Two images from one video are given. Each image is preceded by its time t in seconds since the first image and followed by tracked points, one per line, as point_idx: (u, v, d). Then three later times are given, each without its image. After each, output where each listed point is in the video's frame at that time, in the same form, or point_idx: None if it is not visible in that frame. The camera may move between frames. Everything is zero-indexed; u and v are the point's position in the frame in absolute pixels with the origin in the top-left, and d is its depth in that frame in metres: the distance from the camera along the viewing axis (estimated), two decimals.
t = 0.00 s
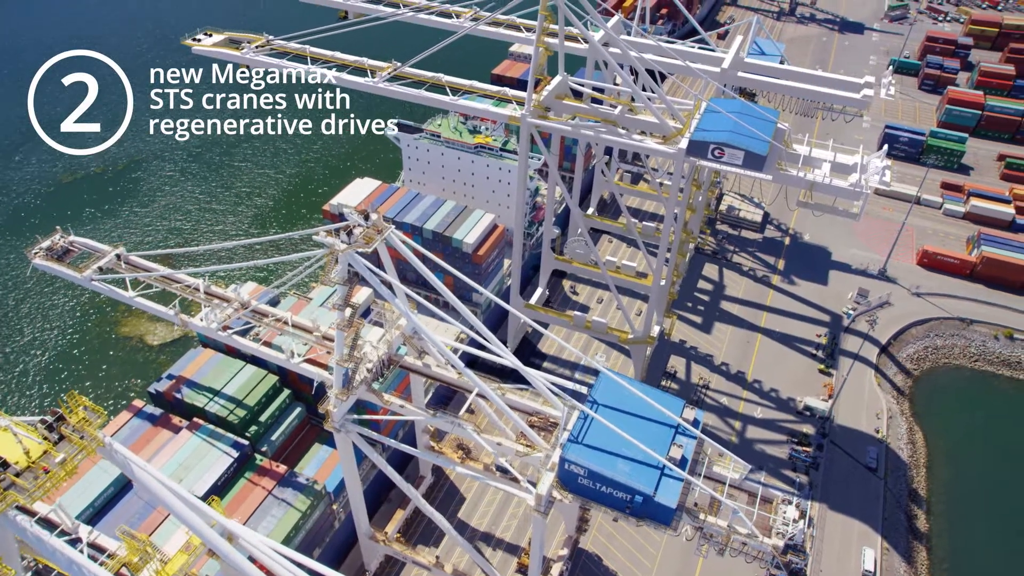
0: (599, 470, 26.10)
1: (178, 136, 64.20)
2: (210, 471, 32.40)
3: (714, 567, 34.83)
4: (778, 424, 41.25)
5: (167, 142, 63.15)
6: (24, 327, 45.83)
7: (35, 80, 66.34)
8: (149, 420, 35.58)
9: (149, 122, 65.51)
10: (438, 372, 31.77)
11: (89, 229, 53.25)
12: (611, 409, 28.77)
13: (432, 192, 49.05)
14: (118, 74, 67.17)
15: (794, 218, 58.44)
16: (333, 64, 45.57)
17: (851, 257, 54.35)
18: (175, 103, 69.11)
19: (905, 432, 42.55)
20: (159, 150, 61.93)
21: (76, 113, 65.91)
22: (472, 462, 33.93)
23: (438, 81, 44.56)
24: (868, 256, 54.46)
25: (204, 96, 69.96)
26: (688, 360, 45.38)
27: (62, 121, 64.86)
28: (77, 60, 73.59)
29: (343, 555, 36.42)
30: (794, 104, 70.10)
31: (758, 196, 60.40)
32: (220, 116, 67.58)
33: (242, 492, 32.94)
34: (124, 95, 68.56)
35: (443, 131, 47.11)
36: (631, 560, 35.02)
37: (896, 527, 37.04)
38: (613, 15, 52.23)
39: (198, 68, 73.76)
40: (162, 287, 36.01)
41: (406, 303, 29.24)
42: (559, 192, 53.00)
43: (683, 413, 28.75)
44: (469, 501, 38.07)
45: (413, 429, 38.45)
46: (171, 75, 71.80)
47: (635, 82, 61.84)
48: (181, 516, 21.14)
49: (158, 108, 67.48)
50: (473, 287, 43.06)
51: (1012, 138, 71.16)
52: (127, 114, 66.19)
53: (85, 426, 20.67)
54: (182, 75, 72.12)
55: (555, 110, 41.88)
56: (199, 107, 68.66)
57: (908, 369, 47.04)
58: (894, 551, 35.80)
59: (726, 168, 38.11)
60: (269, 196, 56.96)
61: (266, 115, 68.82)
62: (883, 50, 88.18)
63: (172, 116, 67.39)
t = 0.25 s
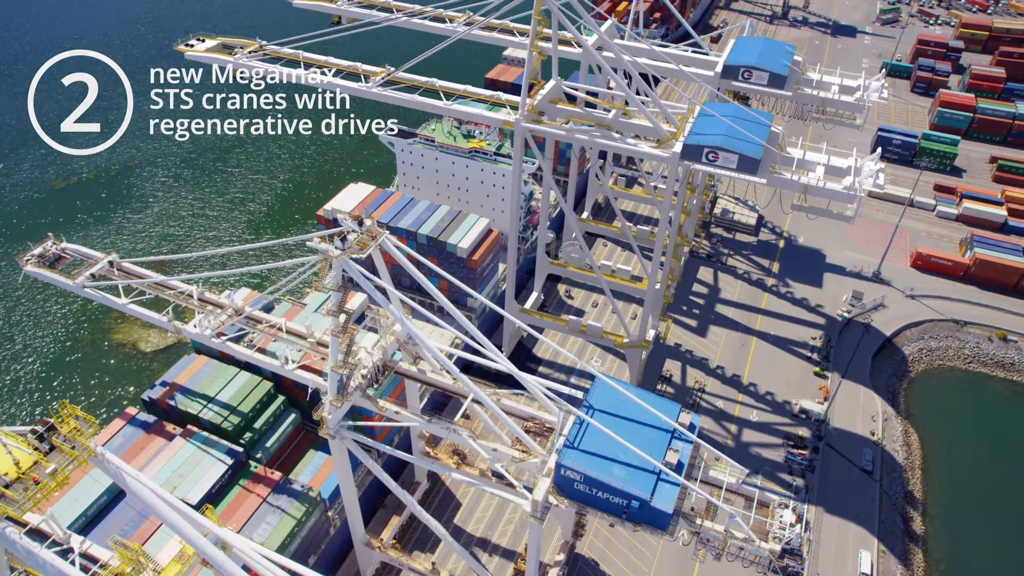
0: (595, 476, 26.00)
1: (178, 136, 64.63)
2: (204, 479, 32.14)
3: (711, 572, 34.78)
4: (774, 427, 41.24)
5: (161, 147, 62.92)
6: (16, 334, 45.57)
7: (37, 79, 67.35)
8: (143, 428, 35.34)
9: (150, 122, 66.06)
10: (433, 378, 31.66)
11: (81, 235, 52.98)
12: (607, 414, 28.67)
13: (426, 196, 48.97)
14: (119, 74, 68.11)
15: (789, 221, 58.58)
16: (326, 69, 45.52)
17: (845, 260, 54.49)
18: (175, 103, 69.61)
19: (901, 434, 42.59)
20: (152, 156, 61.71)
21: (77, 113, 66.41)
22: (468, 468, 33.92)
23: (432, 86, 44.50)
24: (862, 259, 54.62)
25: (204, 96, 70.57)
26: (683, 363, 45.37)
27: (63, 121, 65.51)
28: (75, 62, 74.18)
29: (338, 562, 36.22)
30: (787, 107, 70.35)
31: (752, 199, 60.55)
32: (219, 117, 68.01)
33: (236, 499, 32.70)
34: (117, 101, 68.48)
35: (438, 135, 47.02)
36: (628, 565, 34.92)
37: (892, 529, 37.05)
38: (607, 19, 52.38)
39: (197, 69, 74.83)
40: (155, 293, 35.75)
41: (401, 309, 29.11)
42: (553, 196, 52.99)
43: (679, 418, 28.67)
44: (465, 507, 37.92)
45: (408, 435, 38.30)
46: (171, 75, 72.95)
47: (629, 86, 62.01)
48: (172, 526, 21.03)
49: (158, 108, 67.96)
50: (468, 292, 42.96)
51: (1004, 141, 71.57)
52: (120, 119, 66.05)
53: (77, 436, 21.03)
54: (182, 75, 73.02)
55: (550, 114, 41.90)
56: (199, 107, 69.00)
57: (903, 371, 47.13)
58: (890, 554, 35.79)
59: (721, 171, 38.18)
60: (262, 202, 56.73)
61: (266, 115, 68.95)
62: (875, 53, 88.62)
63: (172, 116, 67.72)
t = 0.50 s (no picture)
0: (591, 481, 25.93)
1: (178, 136, 65.08)
2: (199, 486, 31.93)
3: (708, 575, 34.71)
4: (770, 430, 41.24)
5: (154, 153, 62.70)
6: (8, 342, 45.31)
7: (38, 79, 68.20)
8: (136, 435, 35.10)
9: (150, 122, 66.62)
10: (428, 383, 31.57)
11: (74, 242, 52.72)
12: (603, 419, 28.60)
13: (421, 201, 48.90)
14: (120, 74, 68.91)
15: (783, 224, 58.70)
16: (320, 74, 45.44)
17: (840, 262, 54.61)
18: (175, 102, 70.14)
19: (897, 436, 42.64)
20: (146, 161, 61.48)
21: (76, 113, 66.83)
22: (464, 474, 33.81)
23: (425, 90, 44.44)
24: (856, 261, 54.75)
25: (204, 96, 71.09)
26: (679, 367, 45.35)
27: (63, 120, 66.03)
28: (71, 62, 74.38)
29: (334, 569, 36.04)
30: (780, 110, 70.59)
31: (747, 202, 60.68)
32: (220, 117, 68.50)
33: (231, 507, 32.50)
34: (110, 106, 68.31)
35: (432, 140, 46.96)
36: (625, 569, 34.83)
37: (889, 531, 37.07)
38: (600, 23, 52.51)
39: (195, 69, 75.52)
40: (149, 300, 35.58)
41: (396, 314, 29.01)
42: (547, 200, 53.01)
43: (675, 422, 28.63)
44: (461, 512, 37.79)
45: (404, 441, 38.17)
46: (171, 75, 73.66)
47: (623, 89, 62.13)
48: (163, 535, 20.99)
49: (159, 108, 68.49)
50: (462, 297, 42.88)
51: (995, 143, 71.94)
52: (114, 124, 65.90)
53: (67, 446, 21.39)
54: (182, 76, 73.68)
55: (544, 118, 41.85)
56: (199, 107, 69.48)
57: (898, 373, 47.24)
58: (887, 556, 35.78)
59: (715, 175, 38.16)
60: (256, 208, 56.54)
61: (266, 115, 69.27)
62: (867, 55, 89.00)
63: (172, 116, 68.17)
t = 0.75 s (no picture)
0: (588, 486, 25.85)
1: (177, 137, 65.44)
2: (193, 493, 31.74)
3: None
4: (766, 433, 41.25)
5: (147, 158, 62.44)
6: None
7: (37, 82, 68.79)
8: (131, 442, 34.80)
9: (150, 121, 67.10)
10: (423, 389, 31.50)
11: (66, 248, 52.46)
12: (598, 424, 28.54)
13: (415, 206, 48.83)
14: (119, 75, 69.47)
15: (777, 226, 58.82)
16: (313, 79, 45.32)
17: (834, 264, 54.73)
18: (175, 102, 70.57)
19: (892, 438, 42.71)
20: (139, 167, 61.23)
21: (72, 116, 66.94)
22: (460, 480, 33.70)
23: (419, 95, 44.42)
24: (851, 263, 54.89)
25: (204, 96, 71.57)
26: (674, 370, 45.34)
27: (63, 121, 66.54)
28: (68, 65, 74.64)
29: None
30: (773, 114, 70.85)
31: (741, 205, 60.80)
32: (219, 117, 68.86)
33: (226, 514, 32.27)
34: (102, 111, 68.16)
35: (425, 144, 46.92)
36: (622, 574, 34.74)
37: (885, 534, 37.09)
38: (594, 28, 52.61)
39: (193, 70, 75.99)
40: (141, 307, 35.27)
41: (391, 319, 28.91)
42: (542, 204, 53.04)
43: (671, 426, 28.59)
44: (457, 518, 37.65)
45: (399, 447, 38.02)
46: (171, 75, 74.21)
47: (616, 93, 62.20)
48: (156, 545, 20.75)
49: (158, 107, 68.90)
50: (458, 302, 42.84)
51: (987, 145, 72.33)
52: (106, 130, 65.62)
53: (59, 457, 21.02)
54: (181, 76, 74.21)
55: (537, 122, 41.83)
56: (199, 107, 69.94)
57: (893, 375, 47.35)
58: (884, 558, 35.78)
59: (709, 178, 38.17)
60: (250, 213, 56.38)
61: (265, 116, 69.58)
62: (860, 58, 89.40)
63: (171, 116, 68.50)
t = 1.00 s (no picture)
0: (583, 492, 25.75)
1: (177, 137, 65.85)
2: (187, 501, 31.53)
3: None
4: (762, 436, 41.23)
5: (140, 163, 62.21)
6: None
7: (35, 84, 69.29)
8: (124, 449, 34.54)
9: (150, 122, 67.60)
10: (418, 394, 31.41)
11: (58, 255, 52.19)
12: (594, 429, 28.46)
13: (410, 211, 48.74)
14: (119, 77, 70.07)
15: (771, 229, 58.93)
16: (306, 84, 45.22)
17: (828, 267, 54.85)
18: (174, 102, 70.98)
19: (888, 439, 42.76)
20: (131, 172, 60.98)
21: (64, 121, 66.73)
22: (455, 485, 33.58)
23: (413, 100, 44.38)
24: (845, 266, 55.02)
25: (204, 96, 72.11)
26: (670, 374, 45.31)
27: (62, 122, 66.88)
28: (62, 69, 74.54)
29: None
30: (767, 117, 71.07)
31: (735, 208, 60.92)
32: (218, 117, 69.28)
33: (220, 521, 32.04)
34: (95, 116, 68.01)
35: (420, 148, 46.86)
36: None
37: (881, 536, 37.09)
38: (587, 31, 52.67)
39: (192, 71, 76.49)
40: (134, 313, 35.08)
41: (385, 325, 28.80)
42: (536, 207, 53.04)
43: (667, 431, 28.53)
44: (453, 523, 37.52)
45: (395, 452, 37.80)
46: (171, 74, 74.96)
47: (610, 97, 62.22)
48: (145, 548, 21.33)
49: (159, 107, 69.47)
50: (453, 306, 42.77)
51: (979, 147, 72.67)
52: (99, 135, 65.43)
53: (50, 466, 22.23)
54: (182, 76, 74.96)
55: (531, 126, 41.77)
56: (199, 107, 70.48)
57: (888, 377, 47.44)
58: (880, 561, 35.77)
59: (703, 182, 38.18)
60: (244, 218, 56.24)
61: (265, 115, 70.17)
62: (852, 61, 89.78)
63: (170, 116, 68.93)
